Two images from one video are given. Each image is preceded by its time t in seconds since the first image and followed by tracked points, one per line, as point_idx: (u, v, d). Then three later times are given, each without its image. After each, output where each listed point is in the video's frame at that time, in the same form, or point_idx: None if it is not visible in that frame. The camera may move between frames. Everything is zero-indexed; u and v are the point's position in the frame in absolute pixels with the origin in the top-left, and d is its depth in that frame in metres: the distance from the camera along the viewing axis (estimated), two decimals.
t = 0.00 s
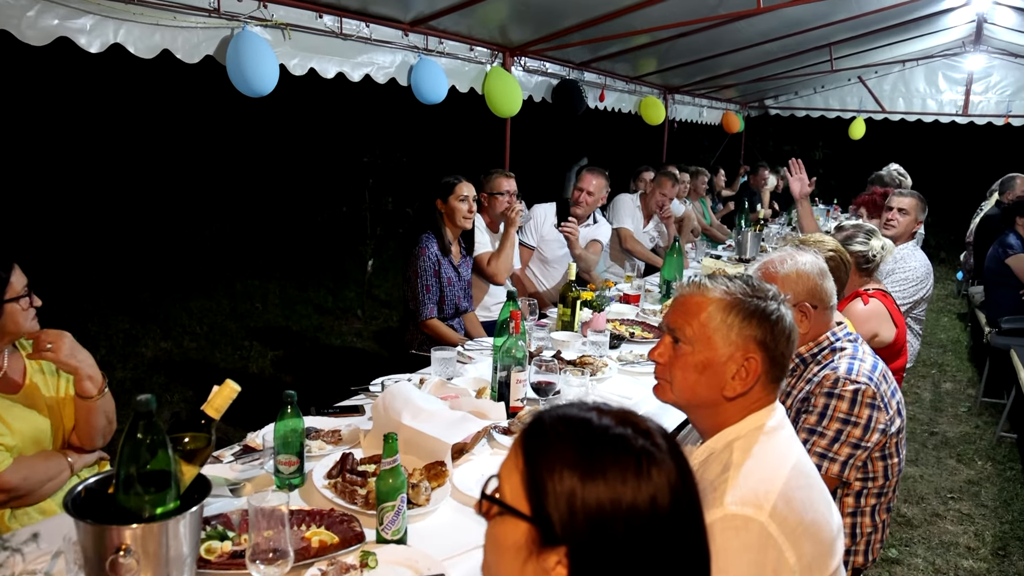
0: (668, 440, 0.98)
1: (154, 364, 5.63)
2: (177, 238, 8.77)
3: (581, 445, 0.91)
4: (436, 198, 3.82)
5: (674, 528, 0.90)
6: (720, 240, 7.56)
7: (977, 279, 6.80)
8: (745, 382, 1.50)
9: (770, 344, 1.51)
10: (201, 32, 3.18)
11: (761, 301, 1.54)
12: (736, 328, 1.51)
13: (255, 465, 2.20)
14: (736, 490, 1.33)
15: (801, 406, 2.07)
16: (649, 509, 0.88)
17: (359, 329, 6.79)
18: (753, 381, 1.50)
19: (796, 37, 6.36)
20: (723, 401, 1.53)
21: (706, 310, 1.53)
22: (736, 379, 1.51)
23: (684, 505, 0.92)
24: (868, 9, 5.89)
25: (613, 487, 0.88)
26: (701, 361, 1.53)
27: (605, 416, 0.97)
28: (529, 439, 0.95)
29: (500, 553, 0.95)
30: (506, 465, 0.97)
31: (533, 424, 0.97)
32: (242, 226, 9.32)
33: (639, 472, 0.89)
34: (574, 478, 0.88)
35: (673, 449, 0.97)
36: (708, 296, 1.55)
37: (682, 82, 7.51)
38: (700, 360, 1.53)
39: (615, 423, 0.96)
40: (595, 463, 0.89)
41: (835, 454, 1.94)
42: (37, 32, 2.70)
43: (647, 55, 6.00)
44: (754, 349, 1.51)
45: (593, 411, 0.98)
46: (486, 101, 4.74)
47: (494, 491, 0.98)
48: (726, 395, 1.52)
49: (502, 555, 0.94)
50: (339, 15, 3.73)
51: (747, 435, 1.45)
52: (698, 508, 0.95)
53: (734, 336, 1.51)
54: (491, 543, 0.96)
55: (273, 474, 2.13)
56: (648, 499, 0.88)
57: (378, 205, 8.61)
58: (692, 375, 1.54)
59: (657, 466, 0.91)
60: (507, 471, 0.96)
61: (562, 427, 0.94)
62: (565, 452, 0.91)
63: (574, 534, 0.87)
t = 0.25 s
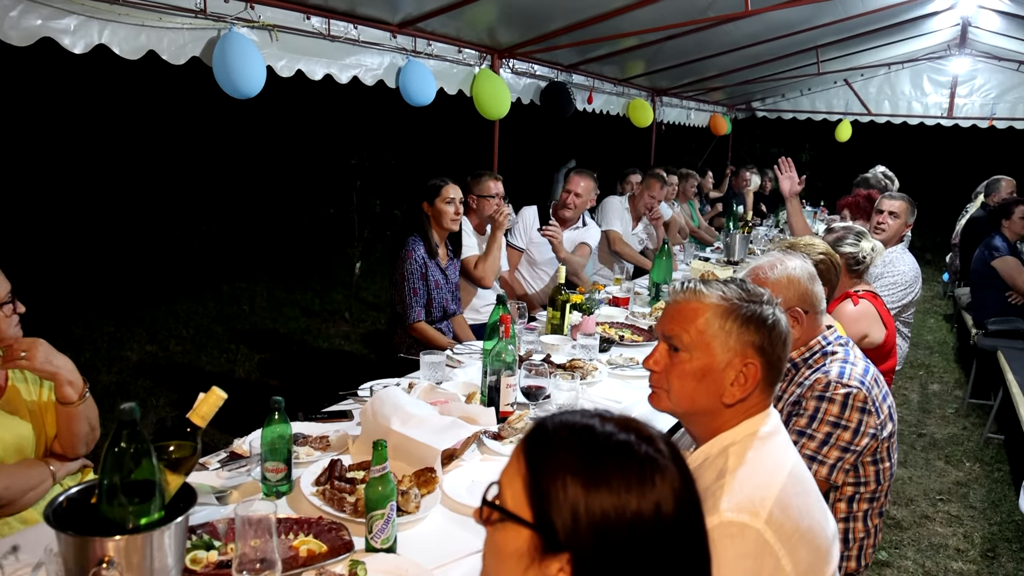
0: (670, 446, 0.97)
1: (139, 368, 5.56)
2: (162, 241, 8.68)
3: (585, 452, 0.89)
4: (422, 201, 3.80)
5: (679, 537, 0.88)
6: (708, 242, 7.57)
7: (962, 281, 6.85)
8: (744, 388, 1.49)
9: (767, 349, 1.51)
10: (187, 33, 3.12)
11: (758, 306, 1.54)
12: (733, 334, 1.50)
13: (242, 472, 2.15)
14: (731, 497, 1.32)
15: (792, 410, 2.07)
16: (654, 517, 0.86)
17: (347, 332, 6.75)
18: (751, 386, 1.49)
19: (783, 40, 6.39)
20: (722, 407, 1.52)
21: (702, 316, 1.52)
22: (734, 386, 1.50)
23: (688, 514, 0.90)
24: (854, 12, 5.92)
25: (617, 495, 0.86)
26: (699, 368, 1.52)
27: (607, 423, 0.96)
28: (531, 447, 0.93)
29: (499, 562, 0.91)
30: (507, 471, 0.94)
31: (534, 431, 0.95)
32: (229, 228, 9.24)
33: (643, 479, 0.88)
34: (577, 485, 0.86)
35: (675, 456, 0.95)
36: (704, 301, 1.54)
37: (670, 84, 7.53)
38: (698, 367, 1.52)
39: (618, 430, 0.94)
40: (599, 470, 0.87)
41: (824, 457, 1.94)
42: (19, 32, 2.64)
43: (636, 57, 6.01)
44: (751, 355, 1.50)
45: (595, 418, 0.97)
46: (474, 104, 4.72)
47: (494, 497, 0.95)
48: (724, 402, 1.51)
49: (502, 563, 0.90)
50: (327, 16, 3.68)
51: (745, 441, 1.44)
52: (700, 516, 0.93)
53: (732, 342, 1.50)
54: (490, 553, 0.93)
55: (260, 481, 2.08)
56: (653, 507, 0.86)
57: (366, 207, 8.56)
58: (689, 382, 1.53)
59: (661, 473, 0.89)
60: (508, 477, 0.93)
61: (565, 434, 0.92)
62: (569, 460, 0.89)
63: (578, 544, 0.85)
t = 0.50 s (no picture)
0: (668, 452, 0.96)
1: (124, 373, 5.49)
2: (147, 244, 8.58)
3: (583, 459, 0.88)
4: (408, 204, 3.79)
5: (677, 543, 0.88)
6: (696, 244, 7.60)
7: (949, 283, 6.91)
8: (739, 393, 1.49)
9: (760, 352, 1.51)
10: (172, 35, 3.07)
11: (748, 309, 1.54)
12: (728, 339, 1.50)
13: (230, 478, 2.09)
14: (726, 502, 1.32)
15: (782, 413, 2.07)
16: (653, 524, 0.86)
17: (335, 336, 6.71)
18: (746, 391, 1.49)
19: (769, 43, 6.43)
20: (717, 413, 1.52)
21: (695, 322, 1.51)
22: (730, 390, 1.50)
23: (686, 520, 0.90)
24: (839, 16, 5.96)
25: (616, 503, 0.85)
26: (695, 375, 1.51)
27: (604, 429, 0.95)
28: (528, 453, 0.92)
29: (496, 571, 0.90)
30: (504, 478, 0.93)
31: (531, 438, 0.94)
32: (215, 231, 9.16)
33: (642, 486, 0.87)
34: (575, 492, 0.86)
35: (673, 462, 0.95)
36: (697, 307, 1.53)
37: (657, 87, 7.55)
38: (693, 374, 1.51)
39: (616, 436, 0.94)
40: (597, 476, 0.87)
41: (813, 458, 1.95)
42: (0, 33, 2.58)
43: (623, 60, 6.02)
44: (746, 358, 1.50)
45: (593, 423, 0.96)
46: (462, 106, 4.71)
47: (491, 505, 0.94)
48: (720, 407, 1.50)
49: (499, 570, 0.89)
50: (314, 18, 3.65)
51: (741, 446, 1.43)
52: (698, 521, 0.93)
53: (726, 347, 1.50)
54: (487, 562, 0.91)
55: (247, 488, 2.04)
56: (651, 513, 0.86)
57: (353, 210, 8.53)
58: (685, 390, 1.52)
59: (660, 479, 0.88)
60: (505, 484, 0.92)
61: (563, 441, 0.91)
62: (567, 466, 0.88)
63: (576, 551, 0.84)
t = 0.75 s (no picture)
0: (657, 456, 0.96)
1: (108, 378, 5.42)
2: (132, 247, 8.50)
3: (572, 463, 0.87)
4: (396, 206, 3.77)
5: (666, 546, 0.87)
6: (683, 246, 7.62)
7: (934, 284, 6.97)
8: (726, 394, 1.49)
9: (746, 353, 1.51)
10: (156, 36, 3.03)
11: (731, 311, 1.55)
12: (712, 341, 1.50)
13: (215, 484, 2.05)
14: (713, 505, 1.31)
15: (767, 415, 2.08)
16: (642, 528, 0.85)
17: (322, 339, 6.67)
18: (732, 392, 1.50)
19: (755, 46, 6.47)
20: (704, 415, 1.51)
21: (679, 325, 1.51)
22: (716, 392, 1.50)
23: (676, 524, 0.89)
24: (825, 19, 6.01)
25: (606, 506, 0.85)
26: (680, 378, 1.50)
27: (592, 432, 0.94)
28: (516, 458, 0.91)
29: None
30: (491, 483, 0.92)
31: (519, 442, 0.93)
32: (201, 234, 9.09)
33: (631, 490, 0.86)
34: (564, 496, 0.85)
35: (662, 466, 0.94)
36: (681, 310, 1.53)
37: (645, 89, 7.57)
38: (678, 377, 1.51)
39: (605, 440, 0.93)
40: (587, 480, 0.86)
41: (799, 461, 1.95)
42: None
43: (610, 62, 6.03)
44: (730, 359, 1.51)
45: (581, 427, 0.95)
46: (449, 108, 4.70)
47: (477, 509, 0.92)
48: (706, 409, 1.50)
49: None
50: (299, 19, 3.62)
51: (728, 449, 1.43)
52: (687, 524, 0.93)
53: (710, 349, 1.50)
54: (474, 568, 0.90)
55: (233, 493, 2.01)
56: (641, 517, 0.85)
57: (340, 213, 8.49)
58: (670, 393, 1.51)
59: (649, 483, 0.88)
60: (492, 489, 0.91)
61: (551, 445, 0.90)
62: (556, 470, 0.87)
63: (564, 556, 0.83)
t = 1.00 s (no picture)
0: (622, 464, 0.96)
1: (86, 382, 5.35)
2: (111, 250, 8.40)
3: (534, 473, 0.87)
4: (379, 209, 3.75)
5: (631, 553, 0.87)
6: (665, 247, 7.65)
7: (913, 284, 7.05)
8: (700, 393, 1.50)
9: (719, 352, 1.52)
10: (132, 36, 2.97)
11: (703, 310, 1.55)
12: (685, 340, 1.51)
13: (191, 489, 2.01)
14: (687, 504, 1.31)
15: (743, 418, 2.08)
16: (607, 536, 0.85)
17: (304, 342, 6.63)
18: (706, 391, 1.50)
19: (736, 47, 6.51)
20: (679, 414, 1.52)
21: (651, 325, 1.52)
22: (690, 391, 1.50)
23: (641, 530, 0.89)
24: (804, 21, 6.06)
25: (569, 514, 0.84)
26: (655, 377, 1.51)
27: (556, 441, 0.94)
28: (478, 469, 0.91)
29: None
30: (453, 495, 0.91)
31: (481, 452, 0.93)
32: (181, 236, 9.00)
33: (595, 498, 0.86)
34: (526, 505, 0.84)
35: (627, 474, 0.94)
36: (653, 310, 1.53)
37: (626, 91, 7.60)
38: (652, 377, 1.51)
39: (568, 448, 0.93)
40: (548, 488, 0.86)
41: (776, 463, 1.96)
42: None
43: (592, 63, 6.04)
44: (703, 358, 1.51)
45: (544, 436, 0.95)
46: (430, 109, 4.68)
47: (439, 523, 0.91)
48: (680, 408, 1.51)
49: None
50: (278, 20, 3.58)
51: (702, 448, 1.43)
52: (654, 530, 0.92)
53: (683, 347, 1.51)
54: None
55: (209, 499, 1.96)
56: (604, 524, 0.85)
57: (322, 214, 8.44)
58: (646, 393, 1.52)
59: (613, 490, 0.88)
60: (455, 501, 0.90)
61: (512, 455, 0.90)
62: (518, 480, 0.87)
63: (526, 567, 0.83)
